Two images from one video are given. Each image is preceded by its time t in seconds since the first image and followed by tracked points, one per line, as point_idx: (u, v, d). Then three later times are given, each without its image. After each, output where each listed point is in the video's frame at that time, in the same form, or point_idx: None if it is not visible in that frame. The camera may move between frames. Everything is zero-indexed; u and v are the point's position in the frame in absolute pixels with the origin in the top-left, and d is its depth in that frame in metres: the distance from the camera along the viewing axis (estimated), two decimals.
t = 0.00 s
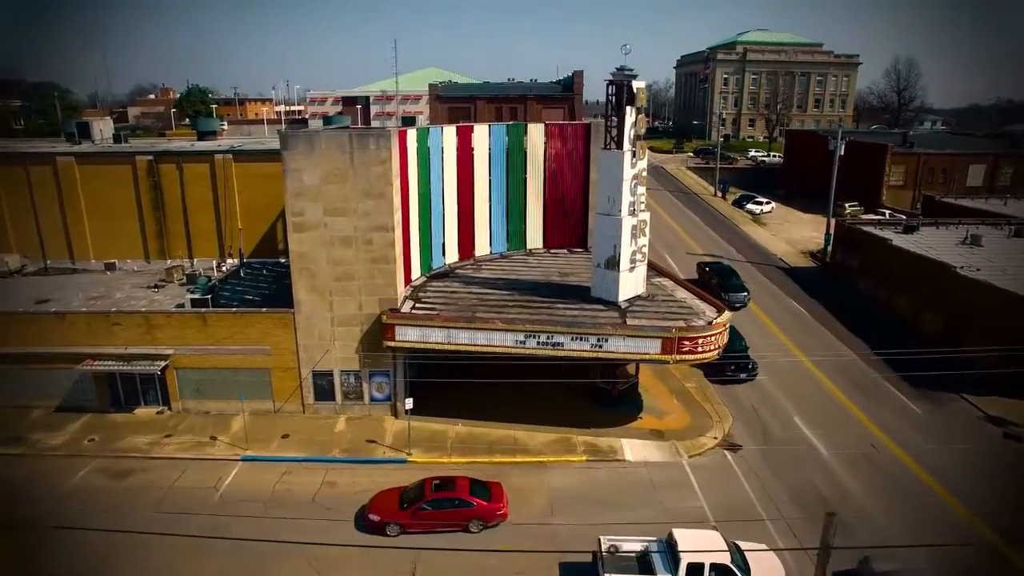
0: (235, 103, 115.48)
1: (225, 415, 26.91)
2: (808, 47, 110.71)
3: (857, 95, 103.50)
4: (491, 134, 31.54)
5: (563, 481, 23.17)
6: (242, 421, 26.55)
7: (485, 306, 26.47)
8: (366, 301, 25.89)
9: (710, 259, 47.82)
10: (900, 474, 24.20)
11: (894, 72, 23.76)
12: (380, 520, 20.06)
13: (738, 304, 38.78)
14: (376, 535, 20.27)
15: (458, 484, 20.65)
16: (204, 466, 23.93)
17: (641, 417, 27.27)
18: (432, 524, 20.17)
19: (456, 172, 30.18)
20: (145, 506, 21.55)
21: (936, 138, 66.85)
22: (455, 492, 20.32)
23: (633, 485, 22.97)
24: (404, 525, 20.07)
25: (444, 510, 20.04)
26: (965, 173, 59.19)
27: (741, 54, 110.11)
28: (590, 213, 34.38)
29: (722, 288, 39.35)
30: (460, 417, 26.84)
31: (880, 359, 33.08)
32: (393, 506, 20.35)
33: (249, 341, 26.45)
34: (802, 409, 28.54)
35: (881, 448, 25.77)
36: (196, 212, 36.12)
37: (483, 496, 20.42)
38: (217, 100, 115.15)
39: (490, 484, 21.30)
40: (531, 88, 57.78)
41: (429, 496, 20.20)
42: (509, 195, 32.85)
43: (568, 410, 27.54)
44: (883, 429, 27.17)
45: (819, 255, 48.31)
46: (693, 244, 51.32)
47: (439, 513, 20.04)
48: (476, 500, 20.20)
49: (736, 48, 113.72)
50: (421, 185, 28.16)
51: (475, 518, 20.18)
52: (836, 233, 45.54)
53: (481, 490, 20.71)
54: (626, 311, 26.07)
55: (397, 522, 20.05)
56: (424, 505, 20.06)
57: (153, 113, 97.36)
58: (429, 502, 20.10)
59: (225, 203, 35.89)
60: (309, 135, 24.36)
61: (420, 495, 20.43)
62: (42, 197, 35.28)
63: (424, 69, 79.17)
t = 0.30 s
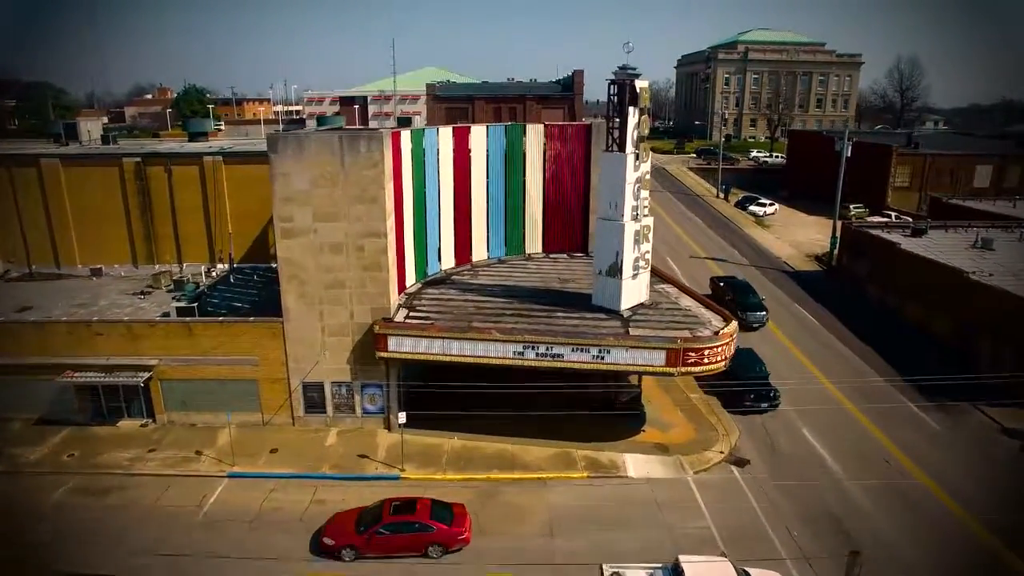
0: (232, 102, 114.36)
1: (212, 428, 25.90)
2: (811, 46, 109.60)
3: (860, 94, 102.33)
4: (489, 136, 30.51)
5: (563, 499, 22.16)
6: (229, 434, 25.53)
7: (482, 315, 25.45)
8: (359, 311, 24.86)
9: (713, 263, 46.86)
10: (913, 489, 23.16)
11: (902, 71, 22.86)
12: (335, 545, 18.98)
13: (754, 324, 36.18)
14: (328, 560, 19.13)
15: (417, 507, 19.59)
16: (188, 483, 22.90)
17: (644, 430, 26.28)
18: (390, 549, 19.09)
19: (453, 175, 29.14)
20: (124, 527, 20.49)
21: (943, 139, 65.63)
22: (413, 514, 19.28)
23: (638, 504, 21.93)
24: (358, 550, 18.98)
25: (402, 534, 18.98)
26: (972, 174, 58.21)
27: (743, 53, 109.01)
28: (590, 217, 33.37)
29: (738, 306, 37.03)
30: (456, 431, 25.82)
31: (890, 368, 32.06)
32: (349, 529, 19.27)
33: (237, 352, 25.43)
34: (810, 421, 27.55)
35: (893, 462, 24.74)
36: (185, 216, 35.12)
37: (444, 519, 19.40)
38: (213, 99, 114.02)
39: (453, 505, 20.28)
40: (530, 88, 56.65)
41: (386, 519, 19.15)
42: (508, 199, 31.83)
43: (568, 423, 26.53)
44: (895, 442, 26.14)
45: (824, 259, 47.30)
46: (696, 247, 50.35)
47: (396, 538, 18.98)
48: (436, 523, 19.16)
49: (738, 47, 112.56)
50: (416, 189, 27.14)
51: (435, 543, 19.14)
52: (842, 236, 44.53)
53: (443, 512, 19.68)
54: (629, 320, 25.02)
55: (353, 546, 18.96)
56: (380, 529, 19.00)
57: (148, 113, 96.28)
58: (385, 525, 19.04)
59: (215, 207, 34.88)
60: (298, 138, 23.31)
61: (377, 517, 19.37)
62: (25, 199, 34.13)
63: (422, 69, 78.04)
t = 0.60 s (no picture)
0: (230, 102, 113.44)
1: (200, 440, 25.02)
2: (812, 45, 108.68)
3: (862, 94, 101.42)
4: (487, 137, 29.64)
5: (563, 515, 21.30)
6: (217, 447, 24.66)
7: (479, 323, 24.57)
8: (351, 319, 23.99)
9: (716, 266, 45.97)
10: (925, 503, 22.26)
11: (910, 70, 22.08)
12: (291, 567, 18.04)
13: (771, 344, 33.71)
14: None
15: (380, 528, 18.67)
16: (173, 500, 21.97)
17: (647, 441, 25.43)
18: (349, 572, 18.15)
19: (449, 177, 28.25)
20: (104, 547, 19.56)
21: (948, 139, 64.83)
22: (375, 536, 18.35)
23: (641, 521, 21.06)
24: (317, 573, 18.04)
25: (362, 556, 18.03)
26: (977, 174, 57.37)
27: (744, 53, 108.05)
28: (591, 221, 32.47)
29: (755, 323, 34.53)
30: (453, 443, 24.95)
31: (898, 376, 31.21)
32: (307, 550, 18.34)
33: (225, 361, 24.54)
34: (817, 431, 26.69)
35: (904, 475, 23.85)
36: (174, 220, 34.24)
37: (407, 540, 18.45)
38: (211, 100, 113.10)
39: (419, 526, 19.33)
40: (530, 87, 55.77)
41: (346, 541, 18.22)
42: (506, 202, 30.95)
43: (568, 434, 25.70)
44: (905, 453, 25.26)
45: (829, 262, 46.43)
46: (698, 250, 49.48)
47: (356, 560, 18.03)
48: (398, 545, 18.21)
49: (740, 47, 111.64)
50: (411, 192, 26.25)
51: (397, 566, 18.18)
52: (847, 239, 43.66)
53: (406, 533, 18.74)
54: (631, 329, 24.13)
55: (310, 568, 18.02)
56: (340, 551, 18.06)
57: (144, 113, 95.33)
58: (345, 547, 18.11)
59: (206, 210, 34.00)
60: (287, 139, 22.43)
61: (338, 538, 18.45)
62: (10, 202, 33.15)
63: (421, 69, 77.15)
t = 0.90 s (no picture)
0: (228, 102, 112.57)
1: (186, 452, 24.15)
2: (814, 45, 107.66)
3: (865, 94, 100.41)
4: (485, 139, 28.79)
5: (562, 532, 20.44)
6: (204, 460, 23.78)
7: (475, 332, 23.68)
8: (343, 328, 23.11)
9: (720, 269, 45.06)
10: (939, 518, 21.30)
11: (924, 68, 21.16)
12: None
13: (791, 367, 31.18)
14: None
15: (337, 550, 17.70)
16: (156, 516, 21.07)
17: (650, 454, 24.57)
18: None
19: (445, 180, 27.37)
20: (82, 566, 18.65)
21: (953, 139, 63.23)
22: (332, 559, 17.37)
23: (643, 539, 20.19)
24: None
25: None
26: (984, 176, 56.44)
27: (746, 53, 107.10)
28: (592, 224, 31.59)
29: (774, 344, 31.92)
30: (448, 456, 24.07)
31: (907, 383, 30.31)
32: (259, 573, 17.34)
33: (212, 371, 23.65)
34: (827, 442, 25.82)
35: (918, 489, 22.84)
36: (164, 223, 33.35)
37: (365, 563, 17.49)
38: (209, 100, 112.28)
39: (380, 547, 18.37)
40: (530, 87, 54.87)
41: (301, 564, 17.23)
42: (504, 206, 30.08)
43: (568, 446, 24.84)
44: (917, 465, 24.31)
45: (835, 265, 45.54)
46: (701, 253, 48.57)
47: None
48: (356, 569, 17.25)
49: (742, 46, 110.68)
50: (406, 195, 25.36)
51: None
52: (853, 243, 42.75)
53: (365, 555, 17.78)
54: (634, 339, 23.21)
55: None
56: None
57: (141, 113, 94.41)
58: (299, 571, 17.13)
59: (196, 213, 33.14)
60: (276, 141, 21.53)
61: (292, 561, 17.46)
62: None
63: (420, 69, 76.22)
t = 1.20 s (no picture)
0: (224, 104, 111.43)
1: (169, 469, 23.09)
2: (816, 44, 106.68)
3: (868, 94, 99.43)
4: (483, 141, 27.74)
5: (562, 555, 19.39)
6: (188, 477, 22.73)
7: (471, 343, 22.60)
8: (332, 339, 22.04)
9: (723, 274, 43.92)
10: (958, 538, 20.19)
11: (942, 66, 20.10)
12: None
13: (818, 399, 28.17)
14: None
15: None
16: (134, 539, 20.00)
17: (653, 471, 23.51)
18: None
19: (440, 184, 26.29)
20: None
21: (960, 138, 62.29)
22: None
23: (648, 563, 19.12)
24: None
25: None
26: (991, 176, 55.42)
27: (747, 52, 106.09)
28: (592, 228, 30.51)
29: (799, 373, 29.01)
30: (443, 472, 23.01)
31: (919, 392, 29.19)
32: None
33: (195, 385, 22.59)
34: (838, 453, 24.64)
35: (934, 503, 21.70)
36: (150, 227, 32.29)
37: None
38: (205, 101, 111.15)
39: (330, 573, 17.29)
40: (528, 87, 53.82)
41: None
42: (502, 210, 29.01)
43: (569, 463, 23.78)
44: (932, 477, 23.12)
45: (841, 269, 44.47)
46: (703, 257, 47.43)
47: None
48: None
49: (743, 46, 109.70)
50: (399, 200, 24.29)
51: None
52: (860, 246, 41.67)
53: None
54: (638, 351, 22.10)
55: None
56: None
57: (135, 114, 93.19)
58: None
59: (184, 217, 32.10)
60: (260, 143, 20.43)
61: None
62: None
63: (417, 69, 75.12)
